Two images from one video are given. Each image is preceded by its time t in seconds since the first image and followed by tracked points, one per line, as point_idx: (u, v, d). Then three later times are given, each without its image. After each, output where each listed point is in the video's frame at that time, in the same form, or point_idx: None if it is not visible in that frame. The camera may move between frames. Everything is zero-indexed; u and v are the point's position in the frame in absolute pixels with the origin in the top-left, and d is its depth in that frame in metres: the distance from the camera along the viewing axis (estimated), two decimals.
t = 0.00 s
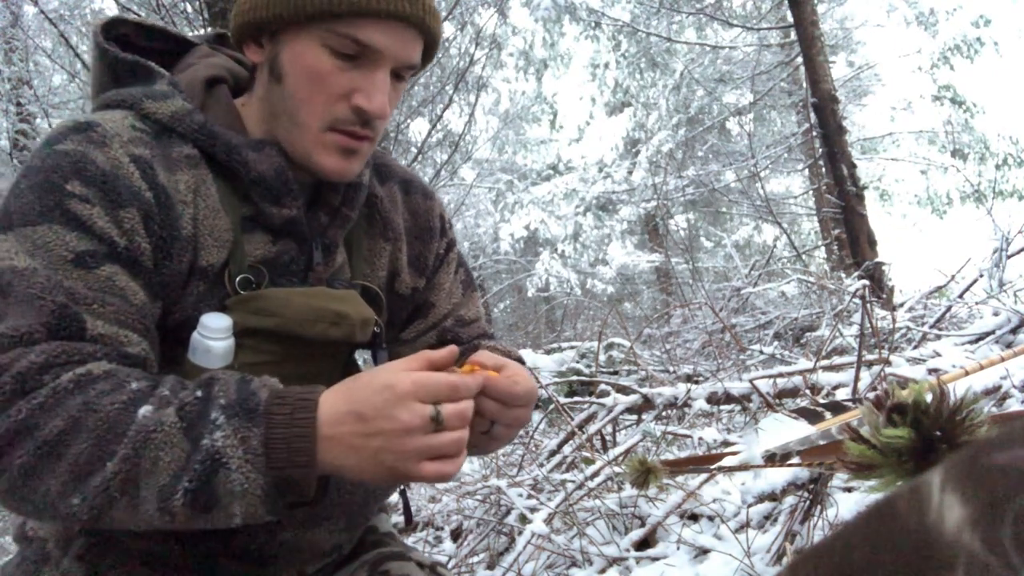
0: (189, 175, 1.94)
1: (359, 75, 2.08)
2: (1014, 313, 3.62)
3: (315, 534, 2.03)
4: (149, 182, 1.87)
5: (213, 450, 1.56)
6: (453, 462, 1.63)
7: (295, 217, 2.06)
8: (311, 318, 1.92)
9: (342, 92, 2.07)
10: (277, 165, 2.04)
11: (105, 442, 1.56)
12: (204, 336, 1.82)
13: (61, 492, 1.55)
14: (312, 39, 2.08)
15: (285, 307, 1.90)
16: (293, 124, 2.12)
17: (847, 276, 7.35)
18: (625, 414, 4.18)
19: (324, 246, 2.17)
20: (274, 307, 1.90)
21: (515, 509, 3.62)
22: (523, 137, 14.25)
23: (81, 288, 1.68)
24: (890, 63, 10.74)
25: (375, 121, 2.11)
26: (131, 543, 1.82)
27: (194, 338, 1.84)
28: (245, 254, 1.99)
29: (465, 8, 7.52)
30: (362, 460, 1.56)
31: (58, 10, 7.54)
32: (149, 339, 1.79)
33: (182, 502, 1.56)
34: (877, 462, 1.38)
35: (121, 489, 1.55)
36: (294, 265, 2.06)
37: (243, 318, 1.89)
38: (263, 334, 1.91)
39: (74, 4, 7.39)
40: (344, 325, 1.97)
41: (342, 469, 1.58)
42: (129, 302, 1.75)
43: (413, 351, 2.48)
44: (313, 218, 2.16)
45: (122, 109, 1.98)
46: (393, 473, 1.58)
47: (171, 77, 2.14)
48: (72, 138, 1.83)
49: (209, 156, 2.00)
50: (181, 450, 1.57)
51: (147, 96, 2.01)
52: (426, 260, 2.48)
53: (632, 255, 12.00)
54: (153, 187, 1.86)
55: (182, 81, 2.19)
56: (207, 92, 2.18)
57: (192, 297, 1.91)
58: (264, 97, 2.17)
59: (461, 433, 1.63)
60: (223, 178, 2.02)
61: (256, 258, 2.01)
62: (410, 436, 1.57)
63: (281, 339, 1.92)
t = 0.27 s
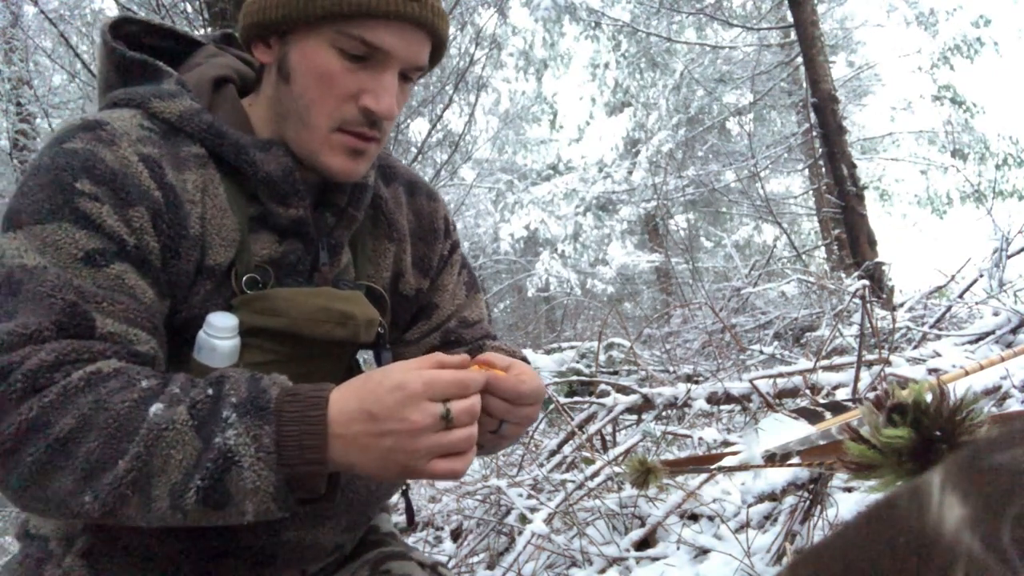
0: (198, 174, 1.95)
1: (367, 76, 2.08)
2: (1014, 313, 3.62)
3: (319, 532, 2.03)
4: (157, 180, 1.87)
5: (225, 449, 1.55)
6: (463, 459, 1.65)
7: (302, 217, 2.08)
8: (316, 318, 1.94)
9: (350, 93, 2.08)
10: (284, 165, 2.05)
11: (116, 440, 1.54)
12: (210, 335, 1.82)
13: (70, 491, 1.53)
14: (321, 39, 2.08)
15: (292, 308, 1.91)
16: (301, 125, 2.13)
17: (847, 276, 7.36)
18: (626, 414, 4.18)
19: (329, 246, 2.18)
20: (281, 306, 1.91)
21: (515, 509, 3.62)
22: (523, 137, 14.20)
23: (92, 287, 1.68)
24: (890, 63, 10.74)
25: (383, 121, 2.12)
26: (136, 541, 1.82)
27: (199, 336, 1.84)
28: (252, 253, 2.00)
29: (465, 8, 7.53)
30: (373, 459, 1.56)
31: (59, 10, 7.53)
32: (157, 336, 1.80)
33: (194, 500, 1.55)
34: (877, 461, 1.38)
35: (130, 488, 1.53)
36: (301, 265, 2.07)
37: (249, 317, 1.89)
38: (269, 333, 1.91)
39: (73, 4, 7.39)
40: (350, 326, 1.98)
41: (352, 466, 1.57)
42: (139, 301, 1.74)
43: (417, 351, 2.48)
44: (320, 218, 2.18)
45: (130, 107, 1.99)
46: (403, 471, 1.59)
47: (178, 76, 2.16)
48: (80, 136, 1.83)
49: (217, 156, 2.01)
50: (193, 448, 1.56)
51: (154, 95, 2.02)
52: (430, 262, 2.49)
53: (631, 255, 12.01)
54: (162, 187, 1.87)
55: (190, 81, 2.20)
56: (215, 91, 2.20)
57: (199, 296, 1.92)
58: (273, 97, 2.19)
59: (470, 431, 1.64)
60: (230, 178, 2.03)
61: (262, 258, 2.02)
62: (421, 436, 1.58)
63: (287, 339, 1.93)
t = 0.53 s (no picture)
0: (203, 175, 1.96)
1: (372, 76, 2.09)
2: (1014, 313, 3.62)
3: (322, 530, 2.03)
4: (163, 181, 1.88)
5: (237, 446, 1.58)
6: (470, 458, 1.66)
7: (306, 217, 2.08)
8: (320, 318, 1.95)
9: (357, 94, 2.08)
10: (289, 166, 2.05)
11: (127, 439, 1.56)
12: (214, 334, 1.83)
13: (81, 490, 1.55)
14: (326, 40, 2.09)
15: (297, 308, 1.93)
16: (305, 125, 2.13)
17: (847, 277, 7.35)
18: (625, 415, 4.18)
19: (333, 247, 2.19)
20: (285, 306, 1.92)
21: (515, 509, 3.61)
22: (523, 137, 14.14)
23: (100, 286, 1.69)
24: (890, 63, 10.75)
25: (387, 122, 2.13)
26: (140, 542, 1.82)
27: (203, 336, 1.85)
28: (256, 254, 2.01)
29: (465, 8, 7.53)
30: (381, 458, 1.58)
31: (58, 10, 7.48)
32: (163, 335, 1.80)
33: (206, 498, 1.57)
34: (877, 461, 1.38)
35: (142, 487, 1.55)
36: (304, 265, 2.08)
37: (253, 317, 1.91)
38: (274, 333, 1.93)
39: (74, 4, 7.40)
40: (355, 327, 2.00)
41: (361, 465, 1.60)
42: (146, 303, 1.76)
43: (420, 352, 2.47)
44: (323, 219, 2.18)
45: (136, 108, 2.00)
46: (410, 470, 1.61)
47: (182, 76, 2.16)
48: (85, 136, 1.84)
49: (222, 157, 2.02)
50: (204, 447, 1.58)
51: (159, 95, 2.02)
52: (433, 262, 2.49)
53: (631, 255, 12.01)
54: (168, 187, 1.88)
55: (194, 81, 2.20)
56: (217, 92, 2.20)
57: (204, 296, 1.92)
58: (276, 98, 2.19)
59: (477, 431, 1.66)
60: (235, 179, 2.04)
61: (267, 258, 2.02)
62: (428, 436, 1.60)
63: (292, 339, 1.94)
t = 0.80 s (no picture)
0: (214, 175, 2.02)
1: (387, 81, 2.15)
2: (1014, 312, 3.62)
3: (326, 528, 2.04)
4: (176, 183, 1.92)
5: (260, 443, 1.60)
6: (487, 458, 1.67)
7: (314, 219, 2.14)
8: (329, 320, 1.99)
9: (371, 97, 2.15)
10: (298, 168, 2.12)
11: (148, 437, 1.59)
12: (223, 335, 1.87)
13: (102, 489, 1.58)
14: (342, 45, 2.15)
15: (304, 309, 1.97)
16: (319, 127, 2.19)
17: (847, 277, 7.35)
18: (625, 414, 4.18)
19: (339, 248, 2.23)
20: (295, 307, 1.96)
21: (515, 509, 3.62)
22: (523, 137, 14.12)
23: (114, 285, 1.71)
24: (889, 63, 10.76)
25: (401, 125, 2.19)
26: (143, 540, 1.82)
27: (212, 336, 1.89)
28: (264, 255, 2.06)
29: (465, 8, 7.54)
30: (400, 455, 1.60)
31: (59, 11, 7.49)
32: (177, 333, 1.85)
33: (226, 496, 1.60)
34: (878, 461, 1.38)
35: (164, 484, 1.59)
36: (311, 267, 2.14)
37: (262, 318, 1.95)
38: (283, 334, 1.97)
39: (74, 5, 7.44)
40: (361, 328, 2.05)
41: (379, 462, 1.62)
42: (160, 297, 1.79)
43: (423, 351, 2.51)
44: (330, 220, 2.23)
45: (144, 109, 2.03)
46: (427, 469, 1.62)
47: (191, 77, 2.21)
48: (97, 137, 1.87)
49: (232, 159, 2.07)
50: (225, 444, 1.61)
51: (168, 97, 2.07)
52: (437, 263, 2.54)
53: (631, 255, 12.00)
54: (180, 188, 1.92)
55: (202, 82, 2.25)
56: (227, 93, 2.25)
57: (214, 296, 1.97)
58: (288, 100, 2.24)
59: (496, 432, 1.66)
60: (245, 180, 2.10)
61: (274, 259, 2.08)
62: (447, 434, 1.60)
63: (299, 340, 1.98)
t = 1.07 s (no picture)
0: (234, 175, 2.01)
1: (407, 83, 2.13)
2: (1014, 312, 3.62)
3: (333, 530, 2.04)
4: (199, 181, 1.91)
5: (299, 437, 1.61)
6: (519, 452, 1.69)
7: (329, 220, 2.14)
8: (342, 320, 2.01)
9: (391, 100, 2.12)
10: (314, 170, 2.12)
11: (184, 433, 1.59)
12: (237, 334, 1.87)
13: (139, 485, 1.59)
14: (362, 48, 2.13)
15: (320, 311, 1.98)
16: (339, 131, 2.17)
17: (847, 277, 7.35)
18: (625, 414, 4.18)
19: (353, 249, 2.24)
20: (310, 308, 1.98)
21: (515, 509, 3.63)
22: (523, 137, 14.14)
23: (141, 283, 1.71)
24: (889, 62, 10.77)
25: (420, 127, 2.17)
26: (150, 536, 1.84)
27: (225, 336, 1.88)
28: (280, 255, 2.07)
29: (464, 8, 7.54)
30: (434, 449, 1.62)
31: (59, 10, 7.49)
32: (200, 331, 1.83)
33: (265, 489, 1.61)
34: (878, 462, 1.38)
35: (201, 479, 1.59)
36: (324, 267, 2.13)
37: (277, 318, 1.96)
38: (298, 334, 1.98)
39: (74, 5, 7.44)
40: (374, 330, 2.07)
41: (414, 455, 1.64)
42: (185, 295, 1.79)
43: (431, 350, 2.51)
44: (344, 222, 2.23)
45: (160, 108, 2.00)
46: (462, 463, 1.64)
47: (207, 77, 2.20)
48: (117, 134, 1.86)
49: (250, 158, 2.07)
50: (264, 438, 1.61)
51: (186, 95, 2.05)
52: (444, 263, 2.55)
53: (631, 255, 12.00)
54: (202, 188, 1.91)
55: (217, 82, 2.23)
56: (245, 93, 2.24)
57: (232, 297, 1.97)
58: (306, 102, 2.23)
59: (528, 428, 1.68)
60: (262, 181, 2.09)
61: (289, 259, 2.08)
62: (482, 430, 1.62)
63: (313, 340, 2.00)
